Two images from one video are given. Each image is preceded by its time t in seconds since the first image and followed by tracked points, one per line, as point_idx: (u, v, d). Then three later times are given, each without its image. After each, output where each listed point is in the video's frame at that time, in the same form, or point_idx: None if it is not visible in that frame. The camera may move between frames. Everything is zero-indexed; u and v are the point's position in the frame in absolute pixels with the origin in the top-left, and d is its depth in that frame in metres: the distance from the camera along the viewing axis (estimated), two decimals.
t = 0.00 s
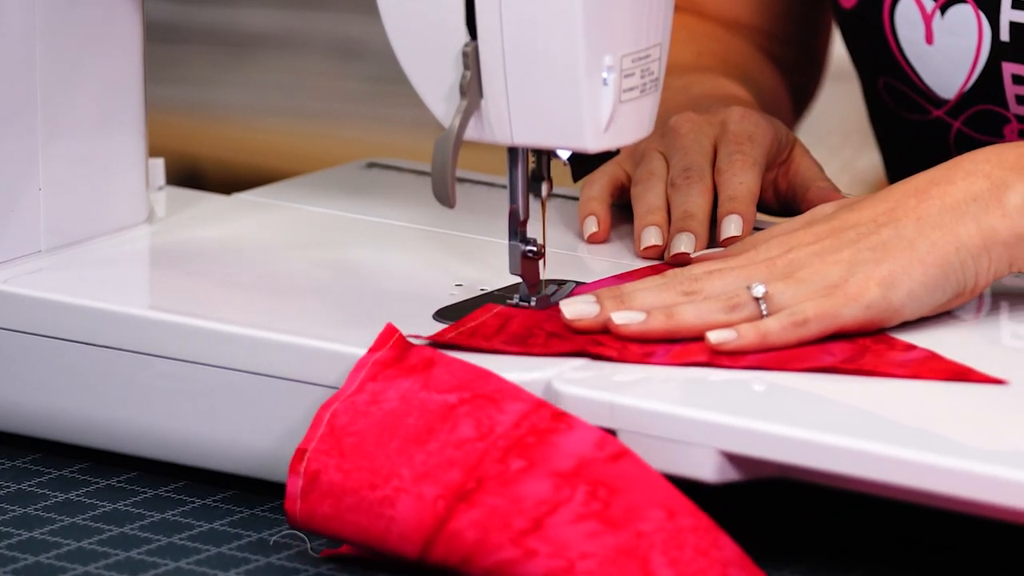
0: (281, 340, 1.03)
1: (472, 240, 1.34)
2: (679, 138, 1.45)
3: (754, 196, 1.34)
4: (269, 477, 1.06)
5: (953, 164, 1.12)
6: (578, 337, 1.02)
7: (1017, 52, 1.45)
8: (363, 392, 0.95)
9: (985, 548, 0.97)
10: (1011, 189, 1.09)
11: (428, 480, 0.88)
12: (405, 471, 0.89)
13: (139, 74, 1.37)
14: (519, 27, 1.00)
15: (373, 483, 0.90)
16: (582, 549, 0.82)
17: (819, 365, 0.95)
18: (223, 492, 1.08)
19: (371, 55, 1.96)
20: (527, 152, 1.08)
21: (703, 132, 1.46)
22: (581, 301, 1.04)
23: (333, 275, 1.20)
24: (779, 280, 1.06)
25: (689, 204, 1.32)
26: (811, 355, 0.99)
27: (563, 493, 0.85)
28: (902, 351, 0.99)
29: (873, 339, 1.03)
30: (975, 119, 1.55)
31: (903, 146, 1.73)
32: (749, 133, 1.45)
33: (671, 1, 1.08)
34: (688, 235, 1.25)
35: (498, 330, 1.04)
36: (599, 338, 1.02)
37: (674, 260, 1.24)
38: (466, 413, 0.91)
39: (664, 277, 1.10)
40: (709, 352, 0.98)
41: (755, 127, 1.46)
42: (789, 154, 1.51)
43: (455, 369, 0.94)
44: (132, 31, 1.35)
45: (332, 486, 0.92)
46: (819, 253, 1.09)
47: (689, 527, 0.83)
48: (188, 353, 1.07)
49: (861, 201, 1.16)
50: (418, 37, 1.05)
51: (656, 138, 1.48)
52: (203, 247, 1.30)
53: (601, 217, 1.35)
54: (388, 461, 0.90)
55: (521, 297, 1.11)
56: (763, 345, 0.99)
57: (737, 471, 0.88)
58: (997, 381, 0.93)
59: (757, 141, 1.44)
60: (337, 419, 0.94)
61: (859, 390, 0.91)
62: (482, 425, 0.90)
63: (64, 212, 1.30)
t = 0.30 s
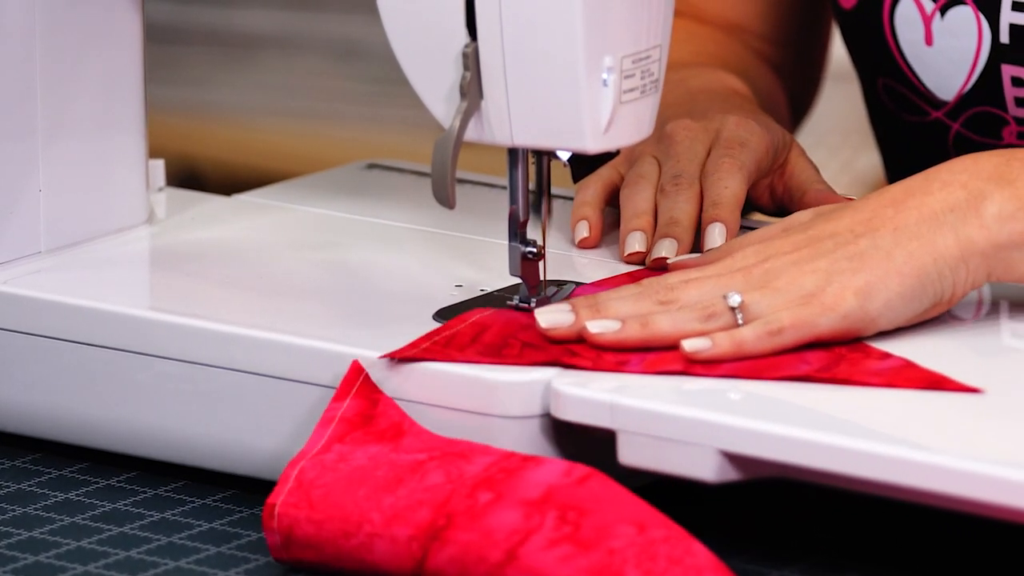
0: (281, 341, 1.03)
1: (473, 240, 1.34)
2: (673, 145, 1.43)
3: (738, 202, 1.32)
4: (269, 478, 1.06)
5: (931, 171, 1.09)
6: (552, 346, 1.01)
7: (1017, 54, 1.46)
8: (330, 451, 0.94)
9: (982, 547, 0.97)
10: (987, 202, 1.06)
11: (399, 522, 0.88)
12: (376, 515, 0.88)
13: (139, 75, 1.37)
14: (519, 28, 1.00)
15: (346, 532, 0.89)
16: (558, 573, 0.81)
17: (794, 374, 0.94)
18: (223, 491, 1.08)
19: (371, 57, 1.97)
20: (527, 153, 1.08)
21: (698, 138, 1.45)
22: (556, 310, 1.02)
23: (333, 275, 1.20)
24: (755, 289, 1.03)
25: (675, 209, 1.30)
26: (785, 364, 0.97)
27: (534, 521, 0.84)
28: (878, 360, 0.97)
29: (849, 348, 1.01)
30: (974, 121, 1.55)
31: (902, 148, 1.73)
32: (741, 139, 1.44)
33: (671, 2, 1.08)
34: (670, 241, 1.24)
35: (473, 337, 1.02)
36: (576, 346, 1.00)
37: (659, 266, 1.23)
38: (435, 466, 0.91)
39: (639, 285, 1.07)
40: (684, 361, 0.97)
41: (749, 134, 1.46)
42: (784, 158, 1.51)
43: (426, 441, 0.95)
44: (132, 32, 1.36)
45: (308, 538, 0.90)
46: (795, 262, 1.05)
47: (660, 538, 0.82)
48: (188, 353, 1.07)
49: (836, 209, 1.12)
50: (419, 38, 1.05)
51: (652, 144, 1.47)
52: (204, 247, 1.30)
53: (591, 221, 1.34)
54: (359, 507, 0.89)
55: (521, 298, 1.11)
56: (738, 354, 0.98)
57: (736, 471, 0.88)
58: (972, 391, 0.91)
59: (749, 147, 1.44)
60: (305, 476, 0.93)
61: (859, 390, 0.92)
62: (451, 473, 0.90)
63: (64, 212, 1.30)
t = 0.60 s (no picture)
0: (282, 340, 1.03)
1: (473, 240, 1.34)
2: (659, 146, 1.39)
3: (719, 199, 1.28)
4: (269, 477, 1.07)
5: (908, 178, 1.06)
6: (526, 351, 0.98)
7: (1016, 56, 1.46)
8: (319, 468, 0.94)
9: (983, 546, 0.97)
10: (962, 210, 1.03)
11: (403, 523, 0.89)
12: (378, 517, 0.90)
13: (139, 74, 1.37)
14: (519, 28, 1.00)
15: (346, 532, 0.89)
16: (569, 567, 0.83)
17: (766, 381, 0.92)
18: (223, 490, 1.08)
19: (371, 57, 1.97)
20: (527, 153, 1.08)
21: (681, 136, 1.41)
22: (527, 319, 0.99)
23: (333, 275, 1.20)
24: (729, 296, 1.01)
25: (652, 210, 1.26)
26: (759, 370, 0.95)
27: (546, 535, 0.87)
28: (853, 367, 0.95)
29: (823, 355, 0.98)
30: (973, 123, 1.55)
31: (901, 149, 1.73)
32: (729, 140, 1.40)
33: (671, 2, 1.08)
34: (646, 244, 1.21)
35: (446, 346, 0.99)
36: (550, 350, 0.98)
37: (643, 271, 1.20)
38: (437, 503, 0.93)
39: (613, 292, 1.04)
40: (657, 369, 0.95)
41: (738, 137, 1.42)
42: (777, 160, 1.48)
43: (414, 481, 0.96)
44: (132, 32, 1.35)
45: (307, 539, 0.90)
46: (769, 269, 1.03)
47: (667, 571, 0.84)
48: (188, 352, 1.07)
49: (813, 215, 1.10)
50: (419, 38, 1.05)
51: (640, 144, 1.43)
52: (204, 246, 1.30)
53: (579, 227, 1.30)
54: (360, 511, 0.90)
55: (521, 298, 1.11)
56: (711, 360, 0.96)
57: (737, 470, 0.89)
58: (944, 398, 0.89)
59: (736, 147, 1.40)
60: (300, 484, 0.93)
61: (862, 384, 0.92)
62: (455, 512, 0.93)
63: (63, 211, 1.31)
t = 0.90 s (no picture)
0: (282, 340, 1.03)
1: (474, 240, 1.34)
2: (646, 154, 1.37)
3: (697, 207, 1.27)
4: (269, 477, 1.06)
5: (886, 187, 1.04)
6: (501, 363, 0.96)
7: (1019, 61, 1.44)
8: (313, 480, 0.94)
9: (982, 547, 0.97)
10: (939, 221, 1.01)
11: (400, 526, 0.89)
12: (376, 521, 0.89)
13: (140, 74, 1.37)
14: (520, 28, 1.00)
15: (343, 537, 0.89)
16: (568, 565, 0.83)
17: (741, 392, 0.90)
18: (223, 490, 1.08)
19: (371, 57, 1.96)
20: (528, 154, 1.08)
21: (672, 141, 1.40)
22: (503, 328, 0.97)
23: (334, 275, 1.20)
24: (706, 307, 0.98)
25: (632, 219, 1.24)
26: (733, 379, 0.93)
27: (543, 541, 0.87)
28: (829, 377, 0.92)
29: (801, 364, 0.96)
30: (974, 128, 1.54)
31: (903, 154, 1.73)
32: (712, 145, 1.39)
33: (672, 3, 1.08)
34: (626, 253, 1.18)
35: (421, 360, 0.97)
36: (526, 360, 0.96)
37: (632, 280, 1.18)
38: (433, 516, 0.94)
39: (588, 301, 1.01)
40: (632, 377, 0.92)
41: (723, 142, 1.40)
42: (766, 165, 1.46)
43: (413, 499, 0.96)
44: (132, 32, 1.35)
45: (306, 543, 0.90)
46: (749, 279, 1.00)
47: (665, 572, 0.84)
48: (189, 352, 1.07)
49: (793, 224, 1.07)
50: (420, 38, 1.05)
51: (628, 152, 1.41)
52: (205, 247, 1.30)
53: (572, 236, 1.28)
54: (358, 515, 0.90)
55: (522, 299, 1.11)
56: (688, 369, 0.93)
57: (736, 470, 0.88)
58: (919, 409, 0.87)
59: (720, 152, 1.38)
60: (297, 492, 0.93)
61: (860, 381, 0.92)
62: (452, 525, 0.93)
63: (64, 211, 1.30)
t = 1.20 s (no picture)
0: (282, 341, 1.03)
1: (474, 240, 1.34)
2: (633, 158, 1.37)
3: (680, 207, 1.26)
4: (269, 479, 1.06)
5: (859, 197, 1.02)
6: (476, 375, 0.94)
7: (1019, 62, 1.44)
8: (313, 483, 0.95)
9: (981, 547, 0.97)
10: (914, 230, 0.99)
11: (400, 527, 0.89)
12: (375, 521, 0.90)
13: (139, 75, 1.37)
14: (519, 28, 1.00)
15: (343, 537, 0.90)
16: (568, 566, 0.83)
17: (716, 403, 0.88)
18: (223, 491, 1.08)
19: (371, 56, 1.96)
20: (527, 153, 1.08)
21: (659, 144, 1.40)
22: (478, 338, 0.95)
23: (333, 276, 1.20)
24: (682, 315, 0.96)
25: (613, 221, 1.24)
26: (707, 389, 0.90)
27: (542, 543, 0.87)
28: (804, 387, 0.90)
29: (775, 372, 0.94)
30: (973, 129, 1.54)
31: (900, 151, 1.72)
32: (699, 149, 1.38)
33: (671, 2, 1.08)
34: (608, 256, 1.17)
35: (397, 380, 0.96)
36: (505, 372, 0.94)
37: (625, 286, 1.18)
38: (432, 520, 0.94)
39: (562, 311, 0.99)
40: (606, 392, 0.90)
41: (710, 145, 1.39)
42: (756, 167, 1.44)
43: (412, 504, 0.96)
44: (132, 32, 1.35)
45: (305, 544, 0.90)
46: (723, 288, 0.98)
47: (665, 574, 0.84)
48: (189, 353, 1.07)
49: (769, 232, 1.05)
50: (419, 39, 1.05)
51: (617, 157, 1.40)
52: (204, 247, 1.30)
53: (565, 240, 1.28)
54: (357, 516, 0.90)
55: (521, 298, 1.11)
56: (663, 380, 0.91)
57: (735, 471, 0.88)
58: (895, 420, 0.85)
59: (706, 154, 1.37)
60: (297, 493, 0.93)
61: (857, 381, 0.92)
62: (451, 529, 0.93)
63: (64, 212, 1.31)
